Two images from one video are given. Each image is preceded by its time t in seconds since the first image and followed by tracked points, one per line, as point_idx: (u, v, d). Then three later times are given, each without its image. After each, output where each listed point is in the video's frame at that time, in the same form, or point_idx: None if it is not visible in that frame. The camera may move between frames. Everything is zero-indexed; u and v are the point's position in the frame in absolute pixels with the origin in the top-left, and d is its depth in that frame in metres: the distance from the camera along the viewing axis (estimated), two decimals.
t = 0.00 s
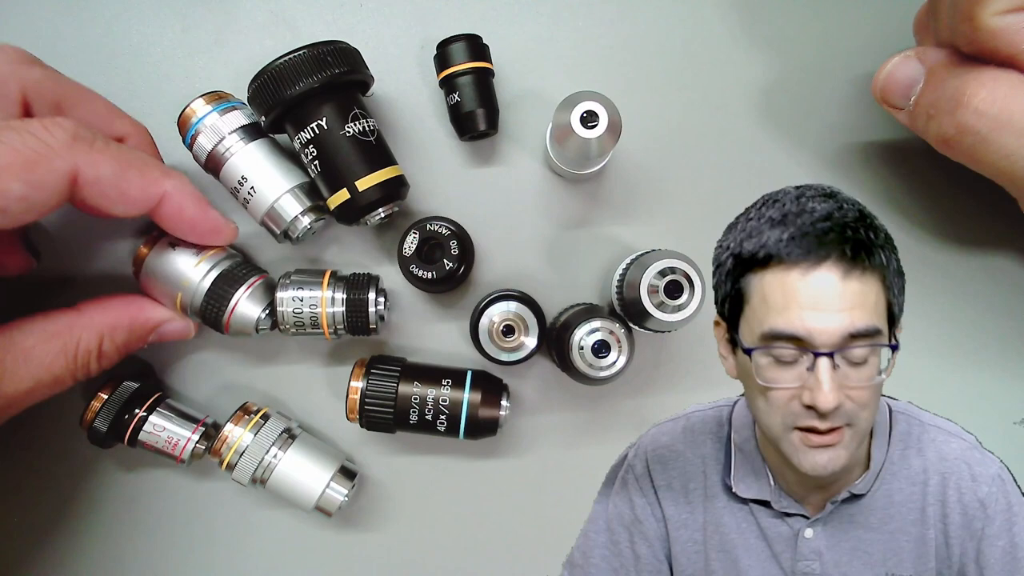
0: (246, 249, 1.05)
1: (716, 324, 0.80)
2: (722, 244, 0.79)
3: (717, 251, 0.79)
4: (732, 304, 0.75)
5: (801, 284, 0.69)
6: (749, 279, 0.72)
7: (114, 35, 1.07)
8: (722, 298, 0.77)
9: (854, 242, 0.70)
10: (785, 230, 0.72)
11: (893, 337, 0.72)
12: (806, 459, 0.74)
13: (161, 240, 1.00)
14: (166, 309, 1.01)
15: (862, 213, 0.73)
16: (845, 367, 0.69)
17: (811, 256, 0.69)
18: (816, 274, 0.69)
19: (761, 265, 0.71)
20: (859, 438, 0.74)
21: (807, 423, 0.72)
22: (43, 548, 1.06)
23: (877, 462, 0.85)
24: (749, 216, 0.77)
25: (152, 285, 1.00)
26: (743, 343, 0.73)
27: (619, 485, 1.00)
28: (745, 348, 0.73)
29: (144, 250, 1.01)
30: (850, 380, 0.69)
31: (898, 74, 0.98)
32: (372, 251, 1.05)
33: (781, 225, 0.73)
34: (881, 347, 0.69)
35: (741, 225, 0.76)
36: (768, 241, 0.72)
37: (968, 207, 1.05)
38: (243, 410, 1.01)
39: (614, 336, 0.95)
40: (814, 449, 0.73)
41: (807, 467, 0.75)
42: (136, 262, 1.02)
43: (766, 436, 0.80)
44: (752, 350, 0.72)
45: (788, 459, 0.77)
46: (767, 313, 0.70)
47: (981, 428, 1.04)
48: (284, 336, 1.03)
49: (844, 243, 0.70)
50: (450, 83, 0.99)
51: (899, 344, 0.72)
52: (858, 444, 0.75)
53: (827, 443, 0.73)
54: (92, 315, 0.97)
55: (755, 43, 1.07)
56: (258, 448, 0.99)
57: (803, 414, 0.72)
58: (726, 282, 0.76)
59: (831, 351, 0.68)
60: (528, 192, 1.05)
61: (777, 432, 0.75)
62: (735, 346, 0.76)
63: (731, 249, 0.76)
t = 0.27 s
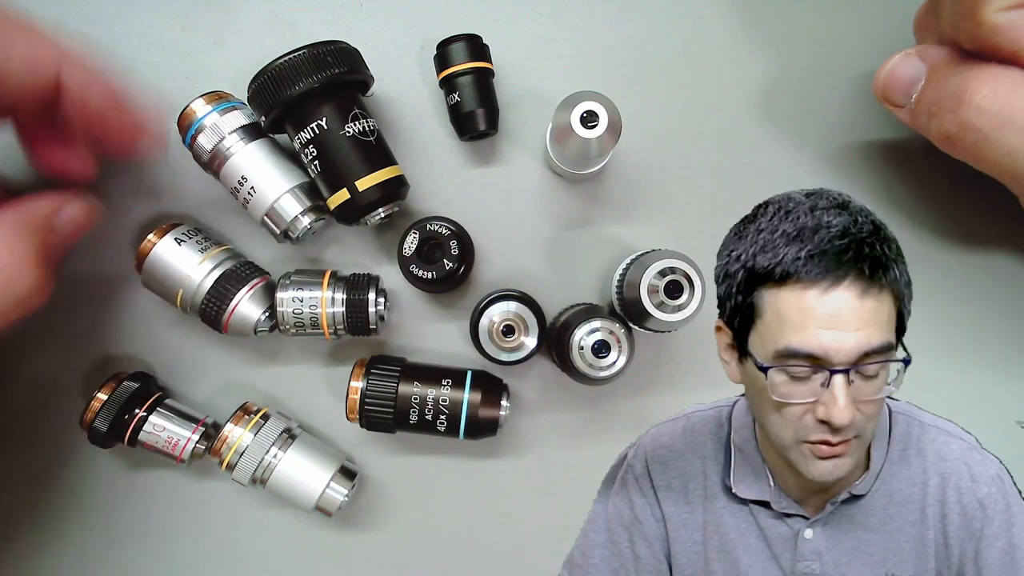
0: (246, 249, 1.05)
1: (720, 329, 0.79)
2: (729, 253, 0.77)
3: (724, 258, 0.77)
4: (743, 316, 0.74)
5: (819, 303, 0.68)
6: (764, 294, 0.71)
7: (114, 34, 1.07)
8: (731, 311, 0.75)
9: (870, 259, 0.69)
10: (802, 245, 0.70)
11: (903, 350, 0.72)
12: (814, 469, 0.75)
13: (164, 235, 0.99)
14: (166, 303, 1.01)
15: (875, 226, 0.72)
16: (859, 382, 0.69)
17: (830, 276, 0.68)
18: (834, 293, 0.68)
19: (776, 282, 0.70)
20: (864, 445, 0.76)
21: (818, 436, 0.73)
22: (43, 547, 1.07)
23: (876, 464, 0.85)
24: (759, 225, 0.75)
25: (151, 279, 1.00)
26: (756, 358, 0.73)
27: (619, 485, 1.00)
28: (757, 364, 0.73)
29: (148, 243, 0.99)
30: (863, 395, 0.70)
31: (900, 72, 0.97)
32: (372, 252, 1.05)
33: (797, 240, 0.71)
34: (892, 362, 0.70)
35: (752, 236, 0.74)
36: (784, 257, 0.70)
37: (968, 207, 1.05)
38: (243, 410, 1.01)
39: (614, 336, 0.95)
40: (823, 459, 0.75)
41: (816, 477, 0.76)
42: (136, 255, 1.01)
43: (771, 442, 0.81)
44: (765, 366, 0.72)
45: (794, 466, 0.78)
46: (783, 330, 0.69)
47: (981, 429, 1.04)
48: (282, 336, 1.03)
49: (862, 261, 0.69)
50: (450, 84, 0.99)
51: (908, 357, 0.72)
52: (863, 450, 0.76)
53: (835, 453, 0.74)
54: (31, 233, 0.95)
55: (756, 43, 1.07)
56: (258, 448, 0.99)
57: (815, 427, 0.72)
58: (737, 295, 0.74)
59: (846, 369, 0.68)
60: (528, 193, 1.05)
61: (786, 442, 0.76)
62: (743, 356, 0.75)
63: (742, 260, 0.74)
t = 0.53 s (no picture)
0: (246, 249, 1.05)
1: (725, 328, 0.79)
2: (738, 252, 0.77)
3: (733, 257, 0.77)
4: (750, 316, 0.73)
5: (826, 304, 0.68)
6: (771, 294, 0.71)
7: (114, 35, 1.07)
8: (738, 310, 0.75)
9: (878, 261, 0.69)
10: (811, 245, 0.70)
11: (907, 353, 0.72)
12: (817, 470, 0.75)
13: (166, 234, 0.99)
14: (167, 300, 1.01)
15: (884, 229, 0.72)
16: (863, 385, 0.69)
17: (838, 277, 0.68)
18: (842, 295, 0.68)
19: (785, 282, 0.70)
20: (867, 447, 0.76)
21: (821, 437, 0.73)
22: (43, 546, 1.07)
23: (877, 465, 0.84)
24: (768, 224, 0.75)
25: (153, 279, 1.00)
26: (762, 358, 0.73)
27: (620, 484, 1.00)
28: (763, 364, 0.73)
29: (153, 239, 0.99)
30: (868, 397, 0.70)
31: (905, 66, 0.98)
32: (372, 252, 1.05)
33: (806, 240, 0.71)
34: (898, 364, 0.70)
35: (761, 236, 0.74)
36: (792, 257, 0.70)
37: (968, 207, 1.05)
38: (243, 410, 1.01)
39: (614, 336, 0.95)
40: (825, 460, 0.75)
41: (818, 477, 0.76)
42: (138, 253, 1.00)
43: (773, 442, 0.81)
44: (771, 367, 0.72)
45: (796, 467, 0.78)
46: (790, 330, 0.69)
47: (981, 430, 1.04)
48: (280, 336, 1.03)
49: (870, 263, 0.69)
50: (450, 83, 0.99)
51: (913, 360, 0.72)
52: (865, 452, 0.76)
53: (837, 454, 0.74)
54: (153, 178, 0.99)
55: (756, 43, 1.07)
56: (258, 448, 0.99)
57: (818, 428, 0.72)
58: (744, 294, 0.74)
59: (852, 371, 0.68)
60: (528, 193, 1.05)
61: (788, 442, 0.76)
62: (748, 356, 0.75)
63: (750, 259, 0.74)
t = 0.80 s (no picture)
0: (246, 250, 1.05)
1: (724, 330, 0.79)
2: (737, 253, 0.77)
3: (732, 258, 0.77)
4: (749, 318, 0.73)
5: (826, 306, 0.68)
6: (771, 296, 0.71)
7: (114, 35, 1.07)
8: (738, 311, 0.75)
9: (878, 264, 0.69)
10: (810, 248, 0.70)
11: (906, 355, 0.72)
12: (815, 472, 0.76)
13: (172, 230, 0.99)
14: (167, 297, 1.01)
15: (884, 230, 0.72)
16: (862, 387, 0.70)
17: (837, 280, 0.68)
18: (841, 298, 0.68)
19: (784, 284, 0.70)
20: (864, 449, 0.76)
21: (819, 439, 0.73)
22: (44, 546, 1.07)
23: (875, 466, 0.85)
24: (767, 226, 0.75)
25: (153, 273, 1.00)
26: (761, 361, 0.73)
27: (619, 484, 1.00)
28: (762, 366, 0.73)
29: (155, 235, 0.99)
30: (867, 400, 0.70)
31: (906, 65, 0.97)
32: (372, 252, 1.05)
33: (805, 242, 0.71)
34: (897, 367, 0.70)
35: (760, 237, 0.74)
36: (791, 259, 0.70)
37: (968, 207, 1.05)
38: (243, 410, 1.01)
39: (614, 336, 0.95)
40: (823, 462, 0.75)
41: (817, 478, 0.77)
42: (141, 246, 1.00)
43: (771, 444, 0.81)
44: (770, 369, 0.72)
45: (794, 468, 0.79)
46: (789, 332, 0.69)
47: (980, 430, 1.04)
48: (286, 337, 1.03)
49: (870, 266, 0.69)
50: (450, 83, 0.99)
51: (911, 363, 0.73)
52: (863, 454, 0.77)
53: (835, 456, 0.75)
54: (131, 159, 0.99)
55: (756, 43, 1.07)
56: (258, 448, 0.99)
57: (816, 431, 0.73)
58: (743, 296, 0.74)
59: (851, 373, 0.68)
60: (528, 193, 1.05)
61: (787, 444, 0.76)
62: (747, 358, 0.75)
63: (750, 261, 0.74)
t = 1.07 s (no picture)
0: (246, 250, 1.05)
1: (726, 333, 0.79)
2: (740, 258, 0.76)
3: (734, 263, 0.77)
4: (751, 323, 0.73)
5: (829, 316, 0.68)
6: (774, 303, 0.70)
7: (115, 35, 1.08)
8: (739, 317, 0.75)
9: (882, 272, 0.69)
10: (814, 256, 0.70)
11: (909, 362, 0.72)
12: (815, 477, 0.76)
13: (171, 230, 0.99)
14: (167, 297, 1.01)
15: (889, 238, 0.72)
16: (863, 395, 0.70)
17: (841, 289, 0.68)
18: (845, 307, 0.68)
19: (787, 291, 0.70)
20: (864, 454, 0.77)
21: (820, 445, 0.74)
22: (44, 546, 1.07)
23: (874, 466, 0.84)
24: (771, 231, 0.74)
25: (153, 273, 1.00)
26: (762, 367, 0.73)
27: (618, 484, 1.00)
28: (763, 373, 0.73)
29: (154, 236, 0.99)
30: (868, 407, 0.70)
31: (904, 66, 0.97)
32: (372, 252, 1.05)
33: (809, 249, 0.70)
34: (899, 375, 0.70)
35: (764, 243, 0.74)
36: (795, 267, 0.70)
37: (969, 207, 1.05)
38: (243, 410, 1.01)
39: (614, 336, 0.95)
40: (823, 467, 0.76)
41: (816, 484, 0.77)
42: (140, 247, 1.00)
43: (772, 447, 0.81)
44: (772, 376, 0.72)
45: (794, 472, 0.79)
46: (792, 341, 0.69)
47: (982, 430, 1.04)
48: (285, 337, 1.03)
49: (874, 275, 0.68)
50: (450, 84, 0.99)
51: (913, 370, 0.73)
52: (863, 459, 0.77)
53: (835, 462, 0.75)
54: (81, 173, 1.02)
55: (756, 43, 1.07)
56: (258, 448, 0.99)
57: (817, 437, 0.73)
58: (745, 301, 0.74)
59: (853, 382, 0.68)
60: (528, 193, 1.05)
61: (787, 449, 0.77)
62: (749, 364, 0.75)
63: (753, 267, 0.74)
